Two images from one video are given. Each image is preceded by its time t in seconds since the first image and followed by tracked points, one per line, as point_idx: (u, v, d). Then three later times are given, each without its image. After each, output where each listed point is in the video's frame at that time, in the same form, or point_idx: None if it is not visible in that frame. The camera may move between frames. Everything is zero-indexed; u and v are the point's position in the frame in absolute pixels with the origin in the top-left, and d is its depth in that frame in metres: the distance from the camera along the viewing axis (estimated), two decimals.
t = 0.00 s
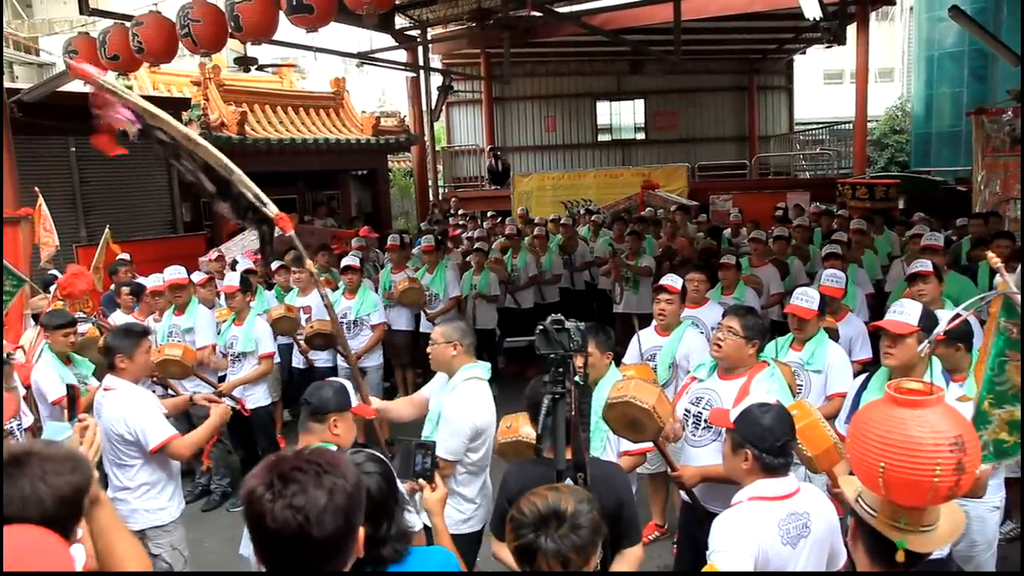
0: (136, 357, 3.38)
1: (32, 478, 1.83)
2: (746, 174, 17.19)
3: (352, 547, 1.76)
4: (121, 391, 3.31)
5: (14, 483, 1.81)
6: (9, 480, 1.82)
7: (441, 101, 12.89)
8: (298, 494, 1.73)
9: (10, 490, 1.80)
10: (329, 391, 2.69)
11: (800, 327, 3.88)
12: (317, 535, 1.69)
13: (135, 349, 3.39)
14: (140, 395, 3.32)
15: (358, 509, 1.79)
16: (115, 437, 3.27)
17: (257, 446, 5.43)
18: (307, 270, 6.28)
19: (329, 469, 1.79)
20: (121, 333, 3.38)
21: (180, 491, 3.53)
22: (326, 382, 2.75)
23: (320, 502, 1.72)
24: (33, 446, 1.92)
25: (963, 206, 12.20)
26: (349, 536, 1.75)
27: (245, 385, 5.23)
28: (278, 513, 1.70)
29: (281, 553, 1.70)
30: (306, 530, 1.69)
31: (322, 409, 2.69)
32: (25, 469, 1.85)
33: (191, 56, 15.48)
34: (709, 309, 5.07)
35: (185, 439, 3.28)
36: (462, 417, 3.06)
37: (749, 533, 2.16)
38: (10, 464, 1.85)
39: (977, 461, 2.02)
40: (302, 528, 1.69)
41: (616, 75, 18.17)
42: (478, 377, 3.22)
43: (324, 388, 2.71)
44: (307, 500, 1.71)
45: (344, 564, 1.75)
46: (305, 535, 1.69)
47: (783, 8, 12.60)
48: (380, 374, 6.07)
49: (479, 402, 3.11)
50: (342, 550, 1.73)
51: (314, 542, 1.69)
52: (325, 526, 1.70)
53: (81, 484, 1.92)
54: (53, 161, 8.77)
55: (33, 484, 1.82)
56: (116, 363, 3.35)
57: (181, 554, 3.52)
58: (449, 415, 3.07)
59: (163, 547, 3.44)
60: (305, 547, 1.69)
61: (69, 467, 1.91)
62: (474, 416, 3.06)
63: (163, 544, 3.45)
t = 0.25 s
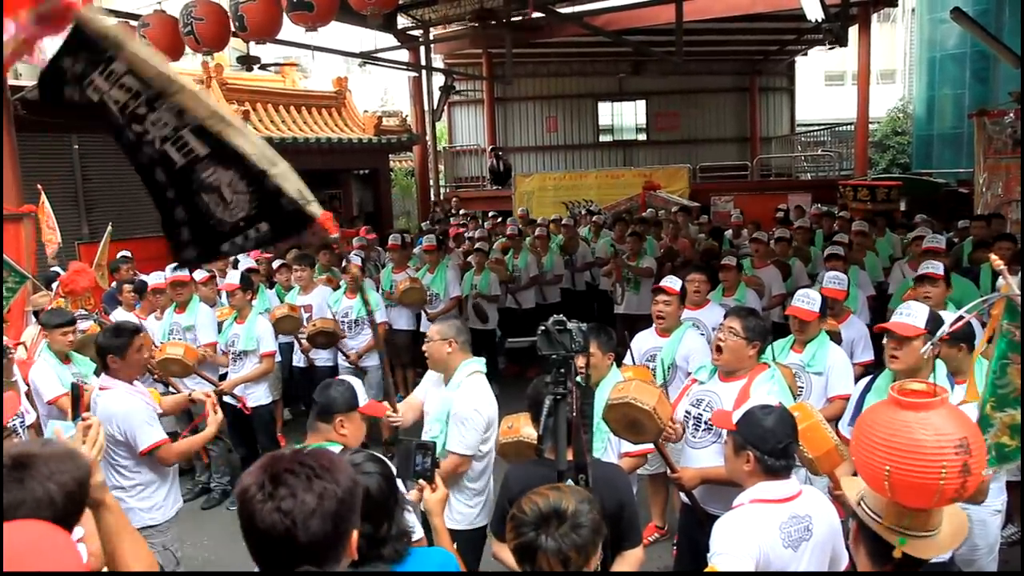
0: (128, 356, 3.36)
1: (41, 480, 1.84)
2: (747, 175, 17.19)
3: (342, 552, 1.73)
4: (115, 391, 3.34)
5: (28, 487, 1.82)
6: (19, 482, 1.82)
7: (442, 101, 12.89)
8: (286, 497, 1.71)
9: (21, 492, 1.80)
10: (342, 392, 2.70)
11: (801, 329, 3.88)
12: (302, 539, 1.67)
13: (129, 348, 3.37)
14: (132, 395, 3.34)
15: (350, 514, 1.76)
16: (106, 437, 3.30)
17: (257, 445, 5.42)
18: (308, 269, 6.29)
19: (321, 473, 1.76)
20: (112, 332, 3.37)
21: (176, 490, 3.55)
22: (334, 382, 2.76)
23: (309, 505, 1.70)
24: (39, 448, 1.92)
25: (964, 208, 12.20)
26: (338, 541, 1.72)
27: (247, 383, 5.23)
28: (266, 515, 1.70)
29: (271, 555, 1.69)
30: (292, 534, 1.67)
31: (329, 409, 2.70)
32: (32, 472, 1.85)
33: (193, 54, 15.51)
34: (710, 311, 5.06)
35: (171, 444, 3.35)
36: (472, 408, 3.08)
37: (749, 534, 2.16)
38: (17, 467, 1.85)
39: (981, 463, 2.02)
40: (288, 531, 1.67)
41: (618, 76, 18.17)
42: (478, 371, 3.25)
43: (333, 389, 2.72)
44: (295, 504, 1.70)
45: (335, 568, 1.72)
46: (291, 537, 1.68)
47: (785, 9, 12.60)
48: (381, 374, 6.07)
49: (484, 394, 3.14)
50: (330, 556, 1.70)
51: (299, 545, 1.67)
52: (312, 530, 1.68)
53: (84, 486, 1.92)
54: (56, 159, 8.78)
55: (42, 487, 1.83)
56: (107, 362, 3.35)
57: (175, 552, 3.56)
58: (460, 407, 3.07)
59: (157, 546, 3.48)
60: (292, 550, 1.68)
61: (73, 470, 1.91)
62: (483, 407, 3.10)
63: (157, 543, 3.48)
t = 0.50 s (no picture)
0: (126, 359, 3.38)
1: (45, 471, 1.84)
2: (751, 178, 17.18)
3: (340, 549, 1.72)
4: (114, 391, 3.35)
5: (33, 478, 1.82)
6: (23, 476, 1.82)
7: (446, 103, 12.90)
8: (282, 494, 1.70)
9: (26, 485, 1.81)
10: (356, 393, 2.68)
11: (806, 332, 3.87)
12: (296, 537, 1.66)
13: (128, 347, 3.39)
14: (131, 395, 3.34)
15: (347, 513, 1.74)
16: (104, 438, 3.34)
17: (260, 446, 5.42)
18: (312, 270, 6.30)
19: (318, 471, 1.75)
20: (111, 333, 3.39)
21: (179, 491, 3.55)
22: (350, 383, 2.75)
23: (303, 502, 1.69)
24: (42, 443, 1.92)
25: (969, 212, 12.17)
26: (335, 539, 1.70)
27: (250, 383, 5.23)
28: (262, 511, 1.69)
29: (267, 551, 1.69)
30: (286, 531, 1.66)
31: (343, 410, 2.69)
32: (35, 464, 1.85)
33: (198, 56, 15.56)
34: (715, 313, 5.04)
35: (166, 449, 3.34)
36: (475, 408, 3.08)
37: (754, 537, 2.15)
38: (18, 462, 1.85)
39: (993, 465, 2.01)
40: (283, 528, 1.66)
41: (622, 79, 18.16)
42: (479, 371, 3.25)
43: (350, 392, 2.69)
44: (289, 502, 1.68)
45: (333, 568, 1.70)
46: (286, 535, 1.67)
47: (789, 13, 12.60)
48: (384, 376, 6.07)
49: (486, 393, 3.13)
50: (327, 555, 1.68)
51: (294, 543, 1.66)
52: (306, 527, 1.66)
53: (86, 476, 1.93)
54: (60, 159, 8.81)
55: (46, 478, 1.83)
56: (108, 362, 3.37)
57: (176, 554, 3.56)
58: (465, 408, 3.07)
59: (156, 547, 3.49)
60: (286, 547, 1.67)
61: (76, 462, 1.92)
62: (486, 407, 3.09)
63: (158, 544, 3.50)
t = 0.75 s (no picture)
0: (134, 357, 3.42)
1: (59, 455, 1.84)
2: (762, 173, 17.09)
3: (347, 548, 1.70)
4: (125, 390, 3.37)
5: (49, 461, 1.82)
6: (36, 461, 1.82)
7: (455, 99, 12.89)
8: (286, 492, 1.69)
9: (39, 471, 1.80)
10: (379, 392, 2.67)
11: (818, 327, 3.83)
12: (300, 535, 1.64)
13: (136, 346, 3.42)
14: (143, 393, 3.37)
15: (353, 511, 1.72)
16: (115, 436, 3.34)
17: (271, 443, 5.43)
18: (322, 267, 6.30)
19: (323, 469, 1.73)
20: (119, 332, 3.42)
21: (189, 489, 3.55)
22: (368, 379, 2.75)
23: (308, 500, 1.67)
24: (52, 425, 1.91)
25: (983, 206, 12.06)
26: (341, 538, 1.68)
27: (261, 380, 5.24)
28: (266, 509, 1.68)
29: (272, 550, 1.68)
30: (290, 529, 1.65)
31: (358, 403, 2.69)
32: (46, 449, 1.84)
33: (207, 55, 15.60)
34: (725, 308, 5.01)
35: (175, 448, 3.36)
36: (476, 404, 3.05)
37: (768, 533, 2.13)
38: (31, 446, 1.84)
39: (1011, 462, 1.97)
40: (286, 526, 1.65)
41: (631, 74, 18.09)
42: (486, 366, 3.21)
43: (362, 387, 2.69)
44: (293, 499, 1.67)
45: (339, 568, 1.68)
46: (290, 533, 1.65)
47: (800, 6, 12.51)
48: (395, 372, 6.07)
49: (490, 390, 3.11)
50: (332, 553, 1.66)
51: (298, 541, 1.65)
52: (309, 525, 1.65)
53: (97, 461, 1.93)
54: (71, 159, 8.87)
55: (61, 461, 1.83)
56: (118, 362, 3.41)
57: (188, 551, 3.54)
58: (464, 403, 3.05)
59: (168, 544, 3.48)
60: (291, 546, 1.65)
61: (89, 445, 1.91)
62: (488, 404, 3.07)
63: (169, 541, 3.48)
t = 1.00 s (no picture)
0: (144, 351, 3.46)
1: (74, 443, 1.86)
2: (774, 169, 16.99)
3: (357, 547, 1.69)
4: (138, 382, 3.42)
5: (62, 450, 1.84)
6: (49, 452, 1.83)
7: (466, 96, 12.89)
8: (296, 490, 1.68)
9: (53, 460, 1.82)
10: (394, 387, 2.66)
11: (833, 324, 3.81)
12: (309, 533, 1.64)
13: (143, 341, 3.47)
14: (154, 386, 3.42)
15: (363, 510, 1.71)
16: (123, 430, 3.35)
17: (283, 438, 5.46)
18: (332, 263, 6.31)
19: (333, 467, 1.73)
20: (125, 328, 3.48)
21: (203, 482, 3.57)
22: (400, 377, 2.74)
23: (318, 498, 1.67)
24: (66, 415, 1.93)
25: (999, 202, 11.94)
26: (352, 536, 1.67)
27: (273, 376, 5.26)
28: (276, 507, 1.68)
29: (282, 548, 1.67)
30: (299, 527, 1.64)
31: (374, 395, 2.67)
32: (60, 439, 1.86)
33: (219, 51, 15.66)
34: (737, 305, 4.98)
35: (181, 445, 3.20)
36: (473, 396, 3.07)
37: (782, 532, 2.12)
38: (46, 435, 1.86)
39: None
40: (296, 524, 1.65)
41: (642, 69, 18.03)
42: (496, 361, 3.19)
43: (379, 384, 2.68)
44: (302, 497, 1.66)
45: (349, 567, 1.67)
46: (299, 531, 1.65)
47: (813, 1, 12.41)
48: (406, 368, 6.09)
49: (493, 382, 3.11)
50: (341, 551, 1.66)
51: (307, 539, 1.64)
52: (318, 523, 1.64)
53: (112, 449, 1.95)
54: (85, 156, 8.94)
55: (76, 449, 1.85)
56: (127, 357, 3.47)
57: (200, 544, 3.53)
58: (460, 395, 3.08)
59: (180, 537, 3.47)
60: (301, 544, 1.65)
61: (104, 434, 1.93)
62: (486, 397, 3.08)
63: (181, 534, 3.49)
